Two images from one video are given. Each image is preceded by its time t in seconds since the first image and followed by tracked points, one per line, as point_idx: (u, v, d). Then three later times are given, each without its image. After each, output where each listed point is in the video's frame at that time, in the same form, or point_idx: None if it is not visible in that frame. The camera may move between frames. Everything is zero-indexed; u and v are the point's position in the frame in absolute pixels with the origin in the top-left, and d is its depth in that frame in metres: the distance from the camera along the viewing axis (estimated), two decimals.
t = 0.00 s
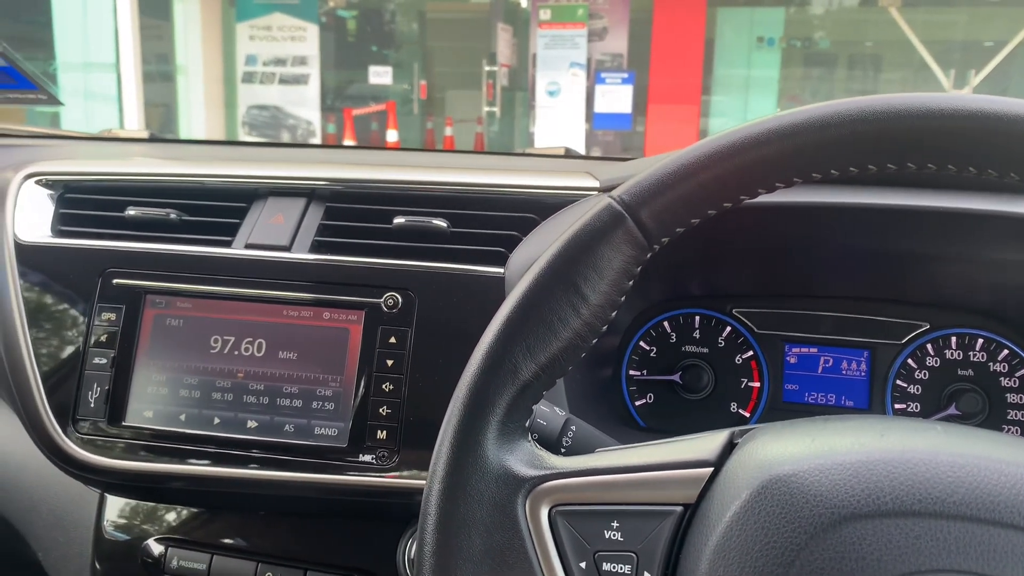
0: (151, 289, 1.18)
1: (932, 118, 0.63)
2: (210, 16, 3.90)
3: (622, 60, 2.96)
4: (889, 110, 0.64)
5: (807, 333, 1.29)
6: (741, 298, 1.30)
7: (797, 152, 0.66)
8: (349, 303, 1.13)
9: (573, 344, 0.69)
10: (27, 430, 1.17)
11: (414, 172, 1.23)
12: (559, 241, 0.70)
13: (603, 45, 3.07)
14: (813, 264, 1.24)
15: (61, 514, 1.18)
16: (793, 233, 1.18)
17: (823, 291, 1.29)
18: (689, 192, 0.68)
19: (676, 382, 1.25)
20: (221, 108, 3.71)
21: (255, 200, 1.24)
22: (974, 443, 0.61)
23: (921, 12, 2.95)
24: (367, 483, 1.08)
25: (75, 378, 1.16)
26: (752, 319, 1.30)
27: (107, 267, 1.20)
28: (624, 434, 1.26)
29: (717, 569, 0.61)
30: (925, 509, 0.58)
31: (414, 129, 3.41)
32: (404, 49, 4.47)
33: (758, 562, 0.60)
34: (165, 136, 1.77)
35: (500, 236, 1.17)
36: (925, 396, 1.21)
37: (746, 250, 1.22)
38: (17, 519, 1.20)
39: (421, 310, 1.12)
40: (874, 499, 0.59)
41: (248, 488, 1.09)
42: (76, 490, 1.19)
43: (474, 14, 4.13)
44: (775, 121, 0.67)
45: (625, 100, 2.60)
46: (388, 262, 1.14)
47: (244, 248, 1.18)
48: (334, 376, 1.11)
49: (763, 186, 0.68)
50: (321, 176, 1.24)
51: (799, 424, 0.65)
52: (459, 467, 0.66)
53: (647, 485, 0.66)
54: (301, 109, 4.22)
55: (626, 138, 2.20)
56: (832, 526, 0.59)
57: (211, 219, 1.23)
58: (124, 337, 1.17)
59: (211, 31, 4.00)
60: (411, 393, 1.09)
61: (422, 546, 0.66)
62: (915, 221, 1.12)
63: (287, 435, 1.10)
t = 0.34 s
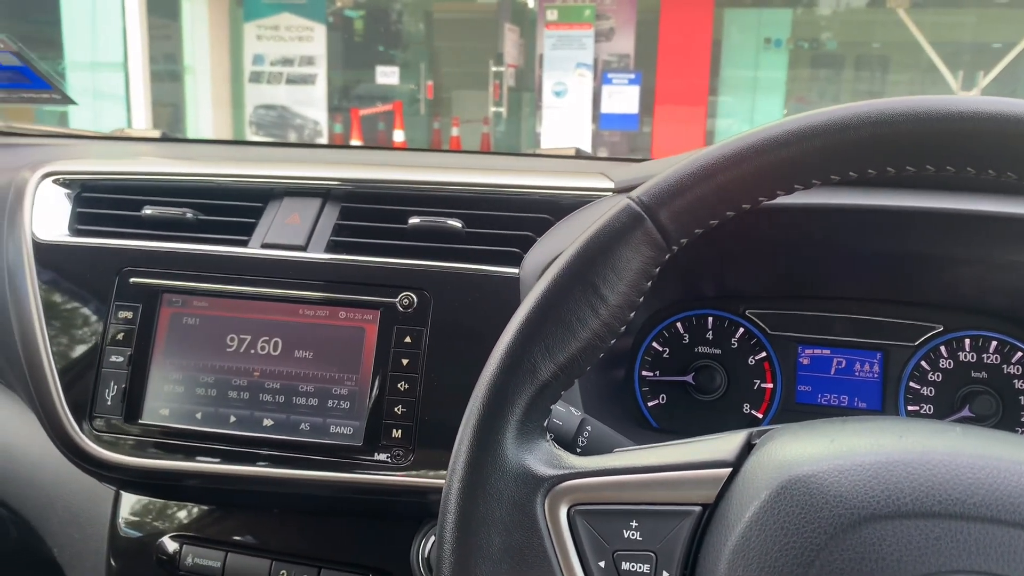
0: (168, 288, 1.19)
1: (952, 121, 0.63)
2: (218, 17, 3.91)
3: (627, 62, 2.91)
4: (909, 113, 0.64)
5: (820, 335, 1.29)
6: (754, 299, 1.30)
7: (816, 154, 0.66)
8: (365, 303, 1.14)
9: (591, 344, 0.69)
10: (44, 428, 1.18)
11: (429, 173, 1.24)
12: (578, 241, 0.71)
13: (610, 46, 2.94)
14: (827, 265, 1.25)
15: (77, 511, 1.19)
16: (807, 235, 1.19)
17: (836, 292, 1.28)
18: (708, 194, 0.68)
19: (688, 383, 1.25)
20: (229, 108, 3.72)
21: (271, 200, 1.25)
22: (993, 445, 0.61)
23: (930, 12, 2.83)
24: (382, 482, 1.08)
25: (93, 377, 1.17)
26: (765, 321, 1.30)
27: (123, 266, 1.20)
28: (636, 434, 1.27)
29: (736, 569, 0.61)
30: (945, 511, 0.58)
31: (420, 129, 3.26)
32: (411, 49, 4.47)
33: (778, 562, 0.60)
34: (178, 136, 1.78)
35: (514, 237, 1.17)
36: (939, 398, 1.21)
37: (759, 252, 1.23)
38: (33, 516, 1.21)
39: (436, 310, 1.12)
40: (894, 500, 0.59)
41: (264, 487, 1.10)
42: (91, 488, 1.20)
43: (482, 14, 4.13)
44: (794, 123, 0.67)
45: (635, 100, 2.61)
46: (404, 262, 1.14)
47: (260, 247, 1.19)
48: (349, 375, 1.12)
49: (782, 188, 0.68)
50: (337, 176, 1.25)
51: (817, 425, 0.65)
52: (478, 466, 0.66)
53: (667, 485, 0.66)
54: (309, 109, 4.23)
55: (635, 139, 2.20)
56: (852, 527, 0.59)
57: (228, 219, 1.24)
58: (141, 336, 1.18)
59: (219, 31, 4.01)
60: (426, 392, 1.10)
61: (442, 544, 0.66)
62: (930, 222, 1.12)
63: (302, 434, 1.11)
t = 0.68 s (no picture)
0: (179, 286, 1.19)
1: (967, 124, 0.63)
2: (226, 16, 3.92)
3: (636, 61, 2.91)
4: (924, 116, 0.64)
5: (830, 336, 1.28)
6: (763, 301, 1.30)
7: (829, 156, 0.66)
8: (375, 302, 1.14)
9: (603, 345, 0.69)
10: (55, 425, 1.19)
11: (439, 173, 1.24)
12: (590, 242, 0.71)
13: (617, 46, 2.98)
14: (837, 267, 1.24)
15: (88, 506, 1.20)
16: (817, 237, 1.19)
17: (846, 294, 1.28)
18: (721, 195, 0.68)
19: (697, 384, 1.25)
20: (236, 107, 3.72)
21: (282, 199, 1.25)
22: (1008, 448, 0.61)
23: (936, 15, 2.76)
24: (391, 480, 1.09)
25: (103, 374, 1.18)
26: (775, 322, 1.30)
27: (134, 264, 1.21)
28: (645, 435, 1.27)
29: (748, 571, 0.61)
30: (958, 514, 0.58)
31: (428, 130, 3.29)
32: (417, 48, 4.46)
33: (791, 564, 0.60)
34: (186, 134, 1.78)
35: (525, 237, 1.17)
36: (949, 401, 1.20)
37: (769, 253, 1.23)
38: (43, 512, 1.21)
39: (446, 309, 1.12)
40: (908, 503, 0.59)
41: (273, 484, 1.10)
42: (100, 484, 1.21)
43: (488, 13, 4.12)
44: (807, 125, 0.67)
45: (641, 100, 2.61)
46: (414, 262, 1.14)
47: (271, 246, 1.19)
48: (359, 373, 1.12)
49: (795, 190, 0.68)
50: (348, 175, 1.25)
51: (830, 426, 0.65)
52: (489, 466, 0.66)
53: (679, 487, 0.66)
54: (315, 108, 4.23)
55: (642, 139, 2.19)
56: (865, 530, 0.59)
57: (239, 217, 1.24)
58: (152, 333, 1.18)
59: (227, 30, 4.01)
60: (435, 392, 1.10)
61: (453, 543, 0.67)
62: (941, 225, 1.12)
63: (312, 432, 1.11)
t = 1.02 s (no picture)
0: (188, 283, 1.19)
1: (988, 124, 0.62)
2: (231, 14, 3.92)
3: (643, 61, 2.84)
4: (943, 116, 0.63)
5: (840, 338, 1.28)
6: (773, 302, 1.30)
7: (847, 155, 0.65)
8: (384, 301, 1.14)
9: (617, 345, 0.69)
10: (63, 420, 1.19)
11: (450, 171, 1.24)
12: (604, 241, 0.70)
13: (623, 46, 2.88)
14: (847, 268, 1.24)
15: (93, 504, 1.21)
16: (827, 239, 1.18)
17: (856, 296, 1.28)
18: (736, 195, 0.68)
19: (707, 386, 1.25)
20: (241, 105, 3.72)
21: (291, 196, 1.25)
22: None
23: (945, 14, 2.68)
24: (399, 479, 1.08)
25: (111, 370, 1.17)
26: (784, 323, 1.29)
27: (143, 260, 1.21)
28: (653, 436, 1.27)
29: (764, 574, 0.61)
30: (976, 519, 0.58)
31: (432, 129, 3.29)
32: (423, 47, 4.44)
33: (807, 567, 0.60)
34: (195, 132, 1.78)
35: (535, 236, 1.17)
36: (960, 404, 1.20)
37: (779, 255, 1.22)
38: (51, 507, 1.22)
39: (456, 308, 1.12)
40: (925, 507, 0.59)
41: (280, 483, 1.10)
42: (108, 481, 1.21)
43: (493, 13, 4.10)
44: (824, 125, 0.67)
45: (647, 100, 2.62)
46: (424, 261, 1.14)
47: (280, 244, 1.19)
48: (368, 372, 1.12)
49: (811, 190, 0.68)
50: (358, 173, 1.25)
51: (845, 429, 0.65)
52: (501, 466, 0.66)
53: (693, 489, 0.66)
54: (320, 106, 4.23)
55: (648, 140, 2.18)
56: (882, 534, 0.59)
57: (248, 215, 1.24)
58: (160, 330, 1.18)
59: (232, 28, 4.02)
60: (444, 391, 1.10)
61: (465, 543, 0.66)
62: (952, 227, 1.11)
63: (321, 430, 1.11)
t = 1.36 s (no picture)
0: (195, 282, 1.19)
1: (996, 128, 0.62)
2: (235, 13, 3.93)
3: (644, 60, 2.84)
4: (951, 122, 0.63)
5: (845, 340, 1.28)
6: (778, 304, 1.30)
7: (854, 159, 0.65)
8: (391, 302, 1.14)
9: (625, 347, 0.69)
10: (69, 418, 1.19)
11: (457, 172, 1.24)
12: (612, 244, 0.70)
13: (625, 45, 2.91)
14: (852, 270, 1.24)
15: (99, 502, 1.21)
16: (832, 242, 1.19)
17: (860, 299, 1.28)
18: (745, 198, 0.68)
19: (711, 387, 1.25)
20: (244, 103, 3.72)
21: (299, 197, 1.25)
22: None
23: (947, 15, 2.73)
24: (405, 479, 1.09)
25: (118, 368, 1.18)
26: (789, 326, 1.30)
27: (151, 260, 1.21)
28: (657, 436, 1.27)
29: None
30: (984, 523, 0.58)
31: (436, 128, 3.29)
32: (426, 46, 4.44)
33: (814, 569, 0.60)
34: (201, 131, 1.79)
35: (541, 237, 1.18)
36: (965, 407, 1.20)
37: (784, 257, 1.22)
38: (56, 506, 1.23)
39: (462, 309, 1.13)
40: (933, 511, 0.59)
41: (285, 482, 1.10)
42: (114, 479, 1.22)
43: (497, 11, 4.10)
44: (832, 128, 0.67)
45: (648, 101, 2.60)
46: (430, 261, 1.15)
47: (288, 244, 1.19)
48: (375, 372, 1.12)
49: (819, 194, 0.68)
50: (365, 173, 1.25)
51: (852, 432, 0.65)
52: (509, 467, 0.66)
53: (701, 491, 0.66)
54: (324, 105, 4.23)
55: (650, 140, 2.18)
56: (889, 537, 0.60)
57: (255, 215, 1.24)
58: (168, 330, 1.18)
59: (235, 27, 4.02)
60: (450, 391, 1.10)
61: (472, 544, 0.67)
62: (958, 230, 1.11)
63: (327, 430, 1.12)
